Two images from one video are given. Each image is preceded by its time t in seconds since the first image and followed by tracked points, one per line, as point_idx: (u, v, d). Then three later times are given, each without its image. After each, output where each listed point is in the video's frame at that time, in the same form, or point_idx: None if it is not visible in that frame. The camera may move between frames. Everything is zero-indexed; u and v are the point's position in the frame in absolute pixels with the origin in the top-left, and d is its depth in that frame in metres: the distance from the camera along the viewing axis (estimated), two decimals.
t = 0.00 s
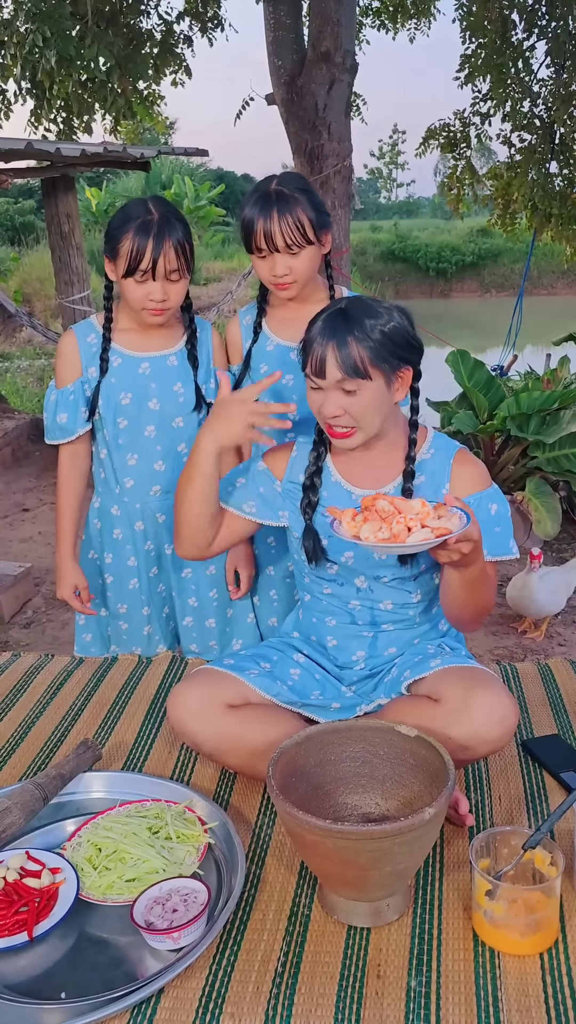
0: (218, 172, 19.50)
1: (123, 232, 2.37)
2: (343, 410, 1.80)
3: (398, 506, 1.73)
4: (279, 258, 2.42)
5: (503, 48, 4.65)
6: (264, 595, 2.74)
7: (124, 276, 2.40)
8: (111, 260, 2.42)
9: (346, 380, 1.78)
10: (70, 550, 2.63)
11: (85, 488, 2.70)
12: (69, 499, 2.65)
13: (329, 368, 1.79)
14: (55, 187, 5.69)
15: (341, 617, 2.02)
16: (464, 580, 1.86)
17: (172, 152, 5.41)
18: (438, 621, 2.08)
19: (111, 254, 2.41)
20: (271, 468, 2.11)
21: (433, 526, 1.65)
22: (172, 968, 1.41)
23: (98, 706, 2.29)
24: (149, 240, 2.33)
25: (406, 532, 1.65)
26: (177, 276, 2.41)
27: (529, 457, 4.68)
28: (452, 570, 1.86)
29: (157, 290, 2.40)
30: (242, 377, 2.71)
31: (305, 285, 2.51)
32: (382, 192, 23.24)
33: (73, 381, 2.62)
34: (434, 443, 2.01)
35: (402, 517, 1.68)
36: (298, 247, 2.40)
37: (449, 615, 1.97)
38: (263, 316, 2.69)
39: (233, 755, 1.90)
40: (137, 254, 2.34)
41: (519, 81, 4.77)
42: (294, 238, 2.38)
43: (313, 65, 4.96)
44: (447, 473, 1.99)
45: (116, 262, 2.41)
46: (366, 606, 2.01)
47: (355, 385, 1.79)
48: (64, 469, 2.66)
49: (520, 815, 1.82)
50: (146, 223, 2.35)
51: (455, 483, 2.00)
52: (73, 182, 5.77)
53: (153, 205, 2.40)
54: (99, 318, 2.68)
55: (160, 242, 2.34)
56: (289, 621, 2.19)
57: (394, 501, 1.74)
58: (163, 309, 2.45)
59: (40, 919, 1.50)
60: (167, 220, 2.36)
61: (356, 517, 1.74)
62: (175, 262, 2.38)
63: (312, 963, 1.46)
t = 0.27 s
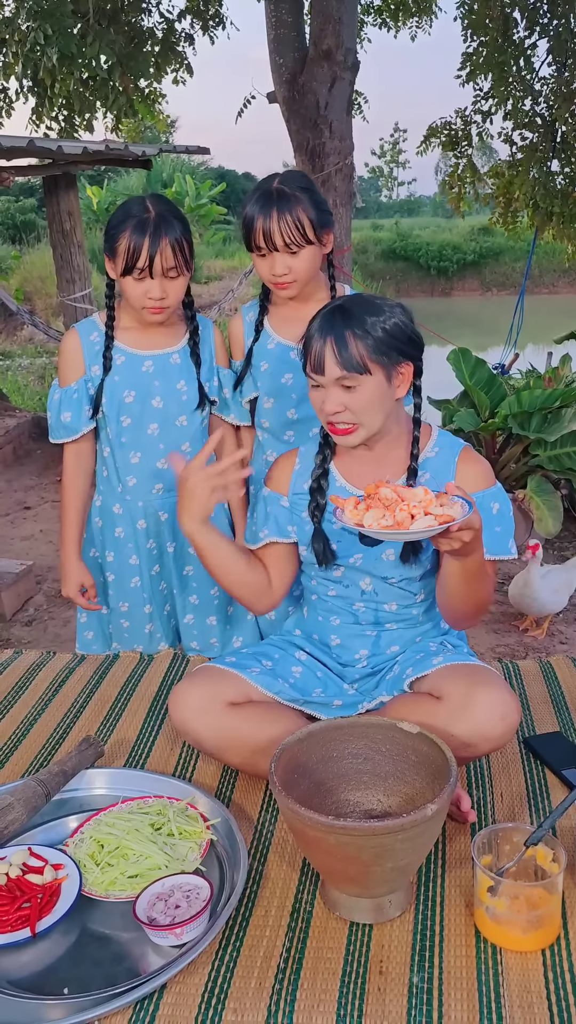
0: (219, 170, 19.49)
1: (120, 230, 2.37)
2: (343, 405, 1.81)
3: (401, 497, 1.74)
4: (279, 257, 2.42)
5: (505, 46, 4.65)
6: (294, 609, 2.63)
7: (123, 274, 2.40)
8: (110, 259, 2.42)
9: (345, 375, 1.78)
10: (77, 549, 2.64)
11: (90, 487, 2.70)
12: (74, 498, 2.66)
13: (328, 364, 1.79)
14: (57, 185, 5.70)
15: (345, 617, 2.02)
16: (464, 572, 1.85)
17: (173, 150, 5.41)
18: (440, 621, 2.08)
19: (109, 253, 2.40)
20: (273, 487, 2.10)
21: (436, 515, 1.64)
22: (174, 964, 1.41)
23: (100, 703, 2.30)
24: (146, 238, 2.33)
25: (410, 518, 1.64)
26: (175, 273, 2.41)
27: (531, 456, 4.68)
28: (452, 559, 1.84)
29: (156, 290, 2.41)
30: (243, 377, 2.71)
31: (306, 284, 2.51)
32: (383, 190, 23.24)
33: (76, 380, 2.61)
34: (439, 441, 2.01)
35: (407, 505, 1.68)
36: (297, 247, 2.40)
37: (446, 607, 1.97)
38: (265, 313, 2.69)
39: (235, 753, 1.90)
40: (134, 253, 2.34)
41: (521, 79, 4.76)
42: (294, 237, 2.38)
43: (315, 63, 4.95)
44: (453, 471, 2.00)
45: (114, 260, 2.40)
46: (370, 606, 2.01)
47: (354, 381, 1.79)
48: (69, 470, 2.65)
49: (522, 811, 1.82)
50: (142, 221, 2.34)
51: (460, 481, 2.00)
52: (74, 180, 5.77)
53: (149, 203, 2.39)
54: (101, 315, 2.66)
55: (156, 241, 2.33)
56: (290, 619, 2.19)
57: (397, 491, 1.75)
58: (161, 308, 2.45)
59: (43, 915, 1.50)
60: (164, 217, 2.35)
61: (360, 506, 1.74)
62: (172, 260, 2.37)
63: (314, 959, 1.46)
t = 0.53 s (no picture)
0: (220, 170, 19.49)
1: (121, 230, 2.37)
2: (349, 413, 1.81)
3: (398, 499, 1.73)
4: (281, 257, 2.42)
5: (506, 46, 4.65)
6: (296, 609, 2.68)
7: (126, 274, 2.40)
8: (113, 260, 2.42)
9: (351, 384, 1.78)
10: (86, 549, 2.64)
11: (97, 488, 2.70)
12: (82, 498, 2.66)
13: (334, 371, 1.79)
14: (58, 185, 5.70)
15: (347, 614, 2.02)
16: (459, 576, 1.83)
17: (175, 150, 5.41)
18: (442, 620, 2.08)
19: (112, 253, 2.41)
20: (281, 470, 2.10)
21: (432, 524, 1.64)
22: (177, 964, 1.41)
23: (102, 703, 2.30)
24: (148, 237, 2.33)
25: (405, 529, 1.65)
26: (178, 272, 2.41)
27: (532, 456, 4.68)
28: (446, 563, 1.83)
29: (160, 289, 2.41)
30: (244, 377, 2.71)
31: (308, 285, 2.52)
32: (384, 190, 23.24)
33: (82, 379, 2.61)
34: (445, 442, 2.01)
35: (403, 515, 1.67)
36: (300, 246, 2.40)
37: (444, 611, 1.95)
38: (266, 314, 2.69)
39: (237, 752, 1.90)
40: (136, 252, 2.34)
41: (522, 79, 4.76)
42: (297, 237, 2.37)
43: (316, 63, 4.95)
44: (457, 472, 1.99)
45: (116, 261, 2.41)
46: (372, 603, 2.01)
47: (360, 389, 1.79)
48: (78, 471, 2.65)
49: (524, 811, 1.82)
50: (143, 220, 2.34)
51: (464, 482, 2.00)
52: (76, 179, 5.77)
53: (150, 202, 2.39)
54: (105, 314, 2.67)
55: (158, 240, 2.33)
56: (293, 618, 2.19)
57: (394, 495, 1.74)
58: (165, 308, 2.46)
59: (46, 914, 1.50)
60: (165, 216, 2.35)
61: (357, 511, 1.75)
62: (174, 259, 2.37)
63: (317, 959, 1.46)
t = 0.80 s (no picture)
0: (221, 170, 19.50)
1: (123, 230, 2.37)
2: (348, 402, 1.81)
3: (391, 507, 1.75)
4: (285, 260, 2.42)
5: (507, 47, 4.65)
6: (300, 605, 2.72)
7: (126, 275, 2.41)
8: (114, 261, 2.44)
9: (352, 372, 1.79)
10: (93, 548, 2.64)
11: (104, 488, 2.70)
12: (88, 500, 2.66)
13: (335, 359, 1.80)
14: (60, 185, 5.70)
15: (349, 615, 2.02)
16: (457, 576, 1.83)
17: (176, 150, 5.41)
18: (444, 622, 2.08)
19: (114, 253, 2.42)
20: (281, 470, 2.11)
21: (425, 527, 1.64)
22: (178, 964, 1.41)
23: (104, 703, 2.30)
24: (147, 239, 2.33)
25: (399, 533, 1.64)
26: (178, 274, 2.41)
27: (533, 456, 4.69)
28: (443, 565, 1.83)
29: (160, 290, 2.41)
30: (248, 378, 2.70)
31: (312, 289, 2.51)
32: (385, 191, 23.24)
33: (88, 379, 2.62)
34: (442, 442, 2.01)
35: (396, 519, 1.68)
36: (304, 250, 2.40)
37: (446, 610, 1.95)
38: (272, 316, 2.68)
39: (239, 752, 1.90)
40: (135, 254, 2.35)
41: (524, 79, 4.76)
42: (301, 241, 2.38)
43: (318, 64, 4.95)
44: (454, 473, 1.99)
45: (117, 262, 2.42)
46: (373, 604, 2.01)
47: (360, 378, 1.79)
48: (83, 471, 2.66)
49: (526, 811, 1.82)
50: (144, 222, 2.35)
51: (461, 482, 2.00)
52: (78, 179, 5.78)
53: (152, 204, 2.40)
54: (110, 315, 2.68)
55: (156, 242, 2.34)
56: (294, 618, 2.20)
57: (387, 501, 1.77)
58: (166, 309, 2.46)
59: (49, 914, 1.50)
60: (165, 217, 2.36)
61: (349, 517, 1.77)
62: (173, 261, 2.37)
63: (319, 958, 1.47)
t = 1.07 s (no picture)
0: (222, 170, 19.51)
1: (121, 233, 2.38)
2: (345, 381, 1.82)
3: (391, 502, 1.73)
4: (289, 265, 2.43)
5: (509, 47, 4.65)
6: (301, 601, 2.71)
7: (124, 278, 2.42)
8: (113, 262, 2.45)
9: (351, 350, 1.80)
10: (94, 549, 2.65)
11: (106, 488, 2.71)
12: (90, 497, 2.67)
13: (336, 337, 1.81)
14: (62, 185, 5.71)
15: (347, 616, 2.03)
16: (456, 575, 1.85)
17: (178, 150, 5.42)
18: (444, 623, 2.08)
19: (113, 253, 2.43)
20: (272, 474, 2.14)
21: (425, 524, 1.63)
22: (182, 962, 1.41)
23: (106, 702, 2.30)
24: (141, 242, 2.33)
25: (399, 527, 1.63)
26: (174, 278, 2.41)
27: (534, 457, 4.69)
28: (442, 563, 1.84)
29: (157, 294, 2.42)
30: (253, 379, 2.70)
31: (317, 293, 2.52)
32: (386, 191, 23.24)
33: (91, 379, 2.63)
34: (439, 442, 2.02)
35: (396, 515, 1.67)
36: (308, 254, 2.41)
37: (444, 610, 1.95)
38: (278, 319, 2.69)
39: (241, 752, 1.90)
40: (131, 258, 2.35)
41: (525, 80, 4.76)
42: (304, 246, 2.38)
43: (319, 64, 4.95)
44: (452, 473, 2.00)
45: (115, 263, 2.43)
46: (370, 606, 2.01)
47: (360, 357, 1.80)
48: (85, 469, 2.67)
49: (528, 810, 1.83)
50: (141, 225, 2.35)
51: (459, 482, 2.00)
52: (80, 180, 5.78)
53: (150, 206, 2.40)
54: (112, 314, 2.68)
55: (151, 247, 2.34)
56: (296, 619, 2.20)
57: (387, 497, 1.75)
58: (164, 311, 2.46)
59: (52, 912, 1.51)
60: (161, 220, 2.35)
61: (349, 513, 1.75)
62: (168, 265, 2.37)
63: (322, 957, 1.47)
